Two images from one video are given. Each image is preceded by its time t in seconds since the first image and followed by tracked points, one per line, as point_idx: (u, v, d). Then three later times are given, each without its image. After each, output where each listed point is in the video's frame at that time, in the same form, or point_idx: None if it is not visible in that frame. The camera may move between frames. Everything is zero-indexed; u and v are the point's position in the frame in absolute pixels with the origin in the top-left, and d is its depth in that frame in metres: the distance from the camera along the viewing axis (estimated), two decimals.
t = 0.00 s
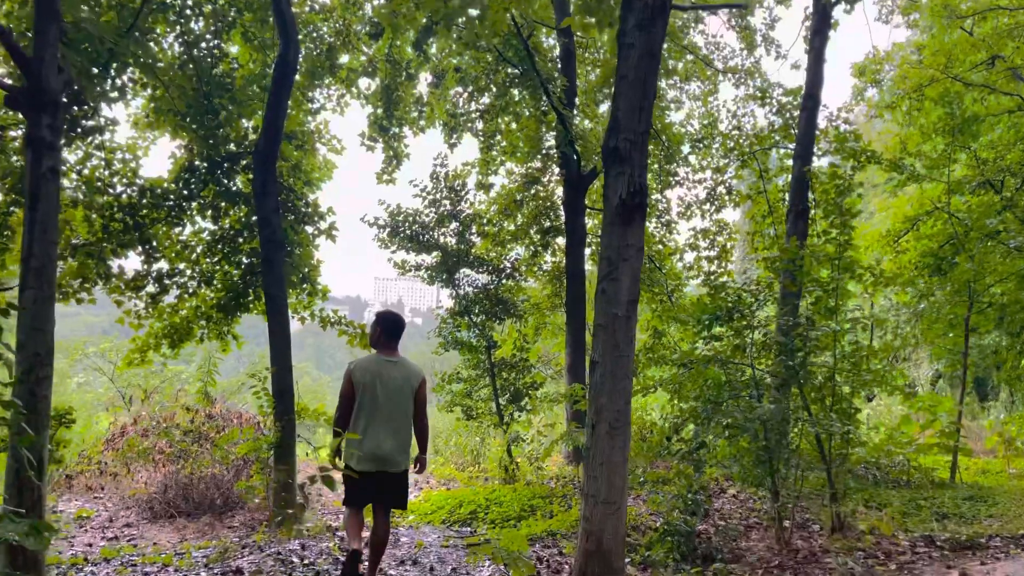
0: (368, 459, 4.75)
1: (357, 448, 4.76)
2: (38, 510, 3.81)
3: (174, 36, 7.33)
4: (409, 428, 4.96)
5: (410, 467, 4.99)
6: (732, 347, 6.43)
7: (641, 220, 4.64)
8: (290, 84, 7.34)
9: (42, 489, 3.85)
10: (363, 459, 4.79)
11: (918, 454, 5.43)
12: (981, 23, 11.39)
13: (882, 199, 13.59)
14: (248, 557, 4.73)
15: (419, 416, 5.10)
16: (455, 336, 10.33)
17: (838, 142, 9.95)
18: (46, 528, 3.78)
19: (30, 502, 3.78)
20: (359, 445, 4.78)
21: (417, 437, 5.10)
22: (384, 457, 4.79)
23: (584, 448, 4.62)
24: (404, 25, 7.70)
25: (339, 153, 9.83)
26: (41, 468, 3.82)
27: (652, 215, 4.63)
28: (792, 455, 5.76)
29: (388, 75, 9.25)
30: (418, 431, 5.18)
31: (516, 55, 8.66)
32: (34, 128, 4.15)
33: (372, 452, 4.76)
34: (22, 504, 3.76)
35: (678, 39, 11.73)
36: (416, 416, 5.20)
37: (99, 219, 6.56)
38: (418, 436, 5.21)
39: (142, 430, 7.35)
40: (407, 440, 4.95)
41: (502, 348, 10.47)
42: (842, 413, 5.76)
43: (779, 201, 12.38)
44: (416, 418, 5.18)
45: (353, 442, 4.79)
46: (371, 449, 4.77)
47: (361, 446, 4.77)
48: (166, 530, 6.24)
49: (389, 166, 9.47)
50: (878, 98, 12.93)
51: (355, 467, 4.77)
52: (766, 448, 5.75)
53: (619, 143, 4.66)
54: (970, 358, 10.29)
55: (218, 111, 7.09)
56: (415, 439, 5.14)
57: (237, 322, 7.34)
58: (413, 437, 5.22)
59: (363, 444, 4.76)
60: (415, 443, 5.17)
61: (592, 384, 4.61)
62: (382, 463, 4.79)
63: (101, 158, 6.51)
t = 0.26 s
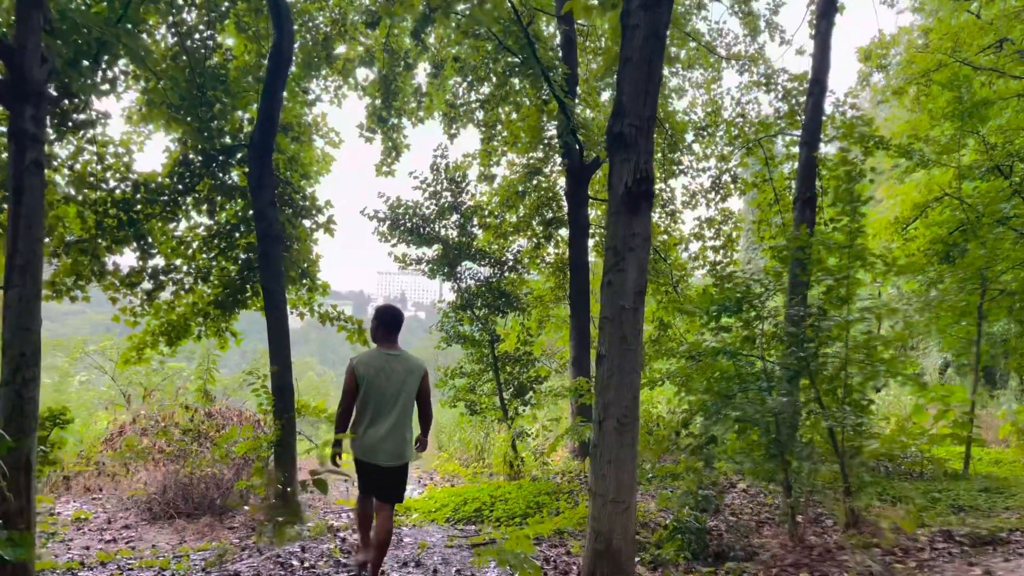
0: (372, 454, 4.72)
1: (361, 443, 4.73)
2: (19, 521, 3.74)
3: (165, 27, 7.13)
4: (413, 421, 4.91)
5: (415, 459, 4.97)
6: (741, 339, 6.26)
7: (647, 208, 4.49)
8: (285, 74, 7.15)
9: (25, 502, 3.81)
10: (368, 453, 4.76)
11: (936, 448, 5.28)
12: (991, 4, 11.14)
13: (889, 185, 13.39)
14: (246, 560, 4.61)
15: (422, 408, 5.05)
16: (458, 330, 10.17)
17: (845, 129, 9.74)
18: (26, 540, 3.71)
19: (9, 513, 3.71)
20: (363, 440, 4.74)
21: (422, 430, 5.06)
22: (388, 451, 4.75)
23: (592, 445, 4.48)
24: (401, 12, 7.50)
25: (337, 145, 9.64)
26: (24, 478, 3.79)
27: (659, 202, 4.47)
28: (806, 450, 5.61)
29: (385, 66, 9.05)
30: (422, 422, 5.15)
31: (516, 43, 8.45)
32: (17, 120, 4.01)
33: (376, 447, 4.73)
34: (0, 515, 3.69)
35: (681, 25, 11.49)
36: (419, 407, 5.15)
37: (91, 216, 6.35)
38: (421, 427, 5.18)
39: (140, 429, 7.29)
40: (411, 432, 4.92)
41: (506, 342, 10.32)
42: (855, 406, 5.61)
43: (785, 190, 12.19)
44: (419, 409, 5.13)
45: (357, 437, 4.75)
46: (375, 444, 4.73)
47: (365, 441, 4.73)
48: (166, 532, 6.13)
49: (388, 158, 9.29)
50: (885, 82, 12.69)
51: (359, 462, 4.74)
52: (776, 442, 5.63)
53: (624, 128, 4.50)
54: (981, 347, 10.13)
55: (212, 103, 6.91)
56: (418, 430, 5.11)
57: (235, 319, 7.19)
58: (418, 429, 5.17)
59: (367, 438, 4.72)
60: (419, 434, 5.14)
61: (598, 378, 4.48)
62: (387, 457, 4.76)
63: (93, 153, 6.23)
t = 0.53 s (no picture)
0: (380, 456, 4.62)
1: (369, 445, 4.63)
2: (13, 526, 3.69)
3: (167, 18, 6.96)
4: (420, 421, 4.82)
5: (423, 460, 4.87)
6: (758, 334, 6.05)
7: (661, 198, 4.30)
8: (288, 65, 6.98)
9: (19, 506, 3.75)
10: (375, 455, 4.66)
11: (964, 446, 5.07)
12: None
13: (906, 174, 13.12)
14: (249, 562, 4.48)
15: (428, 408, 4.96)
16: (467, 326, 10.02)
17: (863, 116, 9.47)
18: (21, 545, 3.66)
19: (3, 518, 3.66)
20: (371, 442, 4.65)
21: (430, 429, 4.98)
22: (396, 453, 4.64)
23: (605, 444, 4.31)
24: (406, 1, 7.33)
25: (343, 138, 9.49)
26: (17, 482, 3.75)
27: (673, 192, 4.28)
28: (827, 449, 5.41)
29: (391, 56, 8.87)
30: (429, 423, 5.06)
31: (525, 31, 8.26)
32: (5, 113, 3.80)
33: (384, 448, 4.62)
34: None
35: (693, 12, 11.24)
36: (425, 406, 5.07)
37: (92, 211, 6.21)
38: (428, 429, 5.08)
39: (144, 428, 7.16)
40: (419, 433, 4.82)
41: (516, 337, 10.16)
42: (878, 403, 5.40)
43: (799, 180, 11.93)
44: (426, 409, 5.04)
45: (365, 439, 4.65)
46: (383, 446, 4.63)
47: (373, 443, 4.63)
48: (171, 533, 6.02)
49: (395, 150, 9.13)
50: (901, 69, 12.40)
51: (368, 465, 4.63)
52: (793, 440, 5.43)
53: (637, 115, 4.31)
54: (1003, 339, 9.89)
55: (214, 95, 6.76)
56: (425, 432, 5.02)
57: (240, 316, 7.07)
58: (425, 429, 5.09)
59: (375, 441, 4.62)
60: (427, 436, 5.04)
61: (611, 376, 4.30)
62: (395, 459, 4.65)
63: (93, 147, 6.08)
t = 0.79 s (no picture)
0: (383, 444, 4.72)
1: (373, 432, 4.75)
2: (9, 526, 3.62)
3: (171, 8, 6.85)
4: (427, 412, 4.79)
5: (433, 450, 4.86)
6: (776, 328, 5.87)
7: (676, 187, 4.13)
8: (293, 55, 6.83)
9: (15, 506, 3.67)
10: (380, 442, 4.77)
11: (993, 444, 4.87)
12: None
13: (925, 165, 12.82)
14: (253, 562, 4.37)
15: (439, 397, 4.91)
16: (477, 320, 9.88)
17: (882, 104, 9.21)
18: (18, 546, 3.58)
19: None
20: (375, 429, 4.76)
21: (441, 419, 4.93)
22: (397, 442, 4.70)
23: (618, 442, 4.17)
24: None
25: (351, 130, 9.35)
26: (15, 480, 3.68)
27: (689, 181, 4.11)
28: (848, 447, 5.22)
29: (399, 46, 8.72)
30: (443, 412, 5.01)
31: (535, 19, 8.07)
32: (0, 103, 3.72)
33: (386, 436, 4.71)
34: None
35: None
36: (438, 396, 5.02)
37: (96, 205, 6.12)
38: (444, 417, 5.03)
39: (151, 424, 7.08)
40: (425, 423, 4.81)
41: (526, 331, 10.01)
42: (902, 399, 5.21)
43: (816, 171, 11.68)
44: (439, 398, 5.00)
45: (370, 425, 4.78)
46: (385, 434, 4.71)
47: (376, 431, 4.74)
48: (178, 530, 5.94)
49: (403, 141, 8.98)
50: (920, 57, 12.10)
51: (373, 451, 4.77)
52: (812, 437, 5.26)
53: (651, 100, 4.15)
54: None
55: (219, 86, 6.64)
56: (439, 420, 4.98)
57: (247, 310, 6.96)
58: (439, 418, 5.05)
59: (378, 428, 4.72)
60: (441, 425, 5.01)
61: (625, 371, 4.15)
62: (397, 447, 4.72)
63: (96, 140, 5.98)
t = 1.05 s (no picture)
0: (390, 426, 4.92)
1: (380, 415, 4.96)
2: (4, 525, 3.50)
3: None
4: (433, 396, 5.04)
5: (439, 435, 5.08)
6: (795, 317, 5.67)
7: (693, 171, 3.95)
8: (297, 39, 6.66)
9: (10, 504, 3.55)
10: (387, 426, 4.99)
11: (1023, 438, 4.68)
12: None
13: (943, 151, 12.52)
14: (257, 560, 4.25)
15: (445, 384, 5.19)
16: (486, 311, 9.74)
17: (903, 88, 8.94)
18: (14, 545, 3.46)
19: None
20: (383, 412, 4.99)
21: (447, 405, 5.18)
22: (405, 423, 4.91)
23: (633, 437, 4.01)
24: None
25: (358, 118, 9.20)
26: (9, 478, 3.55)
27: (706, 164, 3.92)
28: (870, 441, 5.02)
29: (406, 32, 8.55)
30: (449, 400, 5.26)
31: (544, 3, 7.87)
32: None
33: (394, 419, 4.92)
34: None
35: None
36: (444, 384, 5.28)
37: (97, 195, 5.99)
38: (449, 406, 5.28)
39: (157, 419, 6.99)
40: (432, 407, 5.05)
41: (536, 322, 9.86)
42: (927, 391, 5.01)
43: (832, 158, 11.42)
44: (445, 385, 5.26)
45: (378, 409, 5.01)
46: (393, 416, 4.93)
47: (384, 413, 4.96)
48: (183, 526, 5.85)
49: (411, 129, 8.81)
50: (939, 40, 11.79)
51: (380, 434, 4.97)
52: (834, 431, 5.07)
53: (667, 81, 3.96)
54: None
55: (221, 73, 6.49)
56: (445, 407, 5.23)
57: (251, 301, 6.85)
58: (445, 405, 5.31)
59: (386, 410, 4.94)
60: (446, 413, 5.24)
61: (640, 363, 3.99)
62: (405, 430, 4.92)
63: (96, 128, 5.85)
